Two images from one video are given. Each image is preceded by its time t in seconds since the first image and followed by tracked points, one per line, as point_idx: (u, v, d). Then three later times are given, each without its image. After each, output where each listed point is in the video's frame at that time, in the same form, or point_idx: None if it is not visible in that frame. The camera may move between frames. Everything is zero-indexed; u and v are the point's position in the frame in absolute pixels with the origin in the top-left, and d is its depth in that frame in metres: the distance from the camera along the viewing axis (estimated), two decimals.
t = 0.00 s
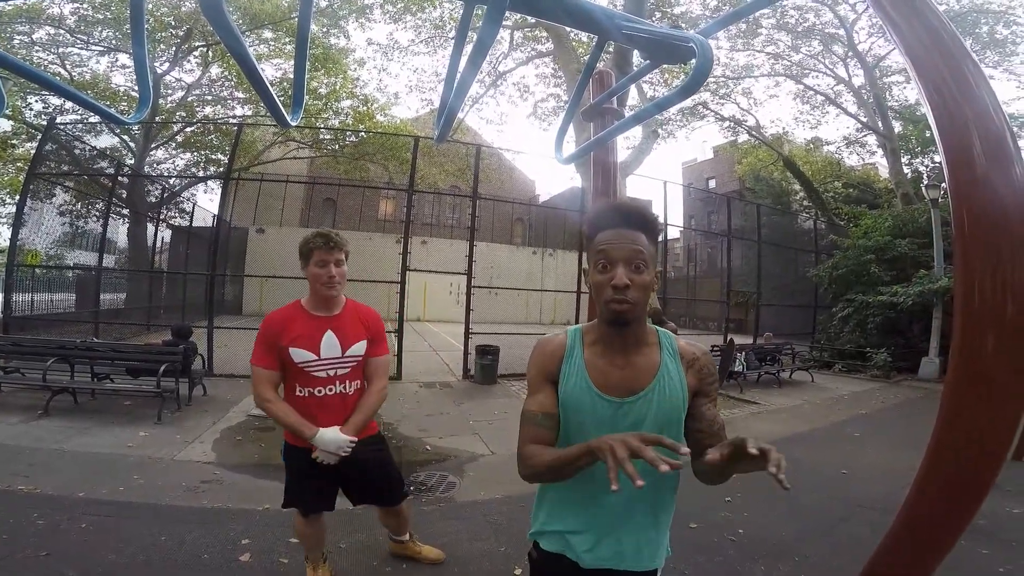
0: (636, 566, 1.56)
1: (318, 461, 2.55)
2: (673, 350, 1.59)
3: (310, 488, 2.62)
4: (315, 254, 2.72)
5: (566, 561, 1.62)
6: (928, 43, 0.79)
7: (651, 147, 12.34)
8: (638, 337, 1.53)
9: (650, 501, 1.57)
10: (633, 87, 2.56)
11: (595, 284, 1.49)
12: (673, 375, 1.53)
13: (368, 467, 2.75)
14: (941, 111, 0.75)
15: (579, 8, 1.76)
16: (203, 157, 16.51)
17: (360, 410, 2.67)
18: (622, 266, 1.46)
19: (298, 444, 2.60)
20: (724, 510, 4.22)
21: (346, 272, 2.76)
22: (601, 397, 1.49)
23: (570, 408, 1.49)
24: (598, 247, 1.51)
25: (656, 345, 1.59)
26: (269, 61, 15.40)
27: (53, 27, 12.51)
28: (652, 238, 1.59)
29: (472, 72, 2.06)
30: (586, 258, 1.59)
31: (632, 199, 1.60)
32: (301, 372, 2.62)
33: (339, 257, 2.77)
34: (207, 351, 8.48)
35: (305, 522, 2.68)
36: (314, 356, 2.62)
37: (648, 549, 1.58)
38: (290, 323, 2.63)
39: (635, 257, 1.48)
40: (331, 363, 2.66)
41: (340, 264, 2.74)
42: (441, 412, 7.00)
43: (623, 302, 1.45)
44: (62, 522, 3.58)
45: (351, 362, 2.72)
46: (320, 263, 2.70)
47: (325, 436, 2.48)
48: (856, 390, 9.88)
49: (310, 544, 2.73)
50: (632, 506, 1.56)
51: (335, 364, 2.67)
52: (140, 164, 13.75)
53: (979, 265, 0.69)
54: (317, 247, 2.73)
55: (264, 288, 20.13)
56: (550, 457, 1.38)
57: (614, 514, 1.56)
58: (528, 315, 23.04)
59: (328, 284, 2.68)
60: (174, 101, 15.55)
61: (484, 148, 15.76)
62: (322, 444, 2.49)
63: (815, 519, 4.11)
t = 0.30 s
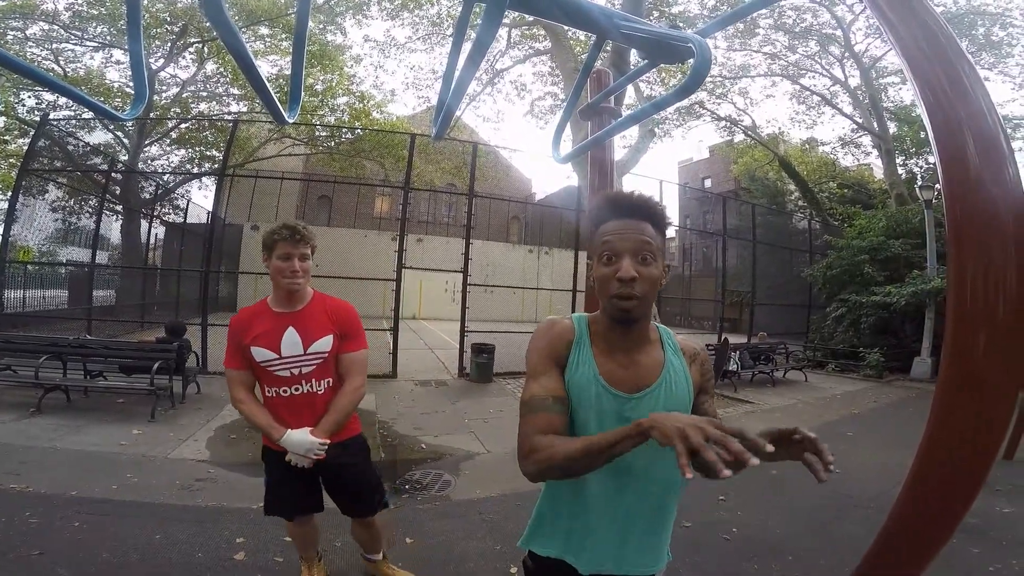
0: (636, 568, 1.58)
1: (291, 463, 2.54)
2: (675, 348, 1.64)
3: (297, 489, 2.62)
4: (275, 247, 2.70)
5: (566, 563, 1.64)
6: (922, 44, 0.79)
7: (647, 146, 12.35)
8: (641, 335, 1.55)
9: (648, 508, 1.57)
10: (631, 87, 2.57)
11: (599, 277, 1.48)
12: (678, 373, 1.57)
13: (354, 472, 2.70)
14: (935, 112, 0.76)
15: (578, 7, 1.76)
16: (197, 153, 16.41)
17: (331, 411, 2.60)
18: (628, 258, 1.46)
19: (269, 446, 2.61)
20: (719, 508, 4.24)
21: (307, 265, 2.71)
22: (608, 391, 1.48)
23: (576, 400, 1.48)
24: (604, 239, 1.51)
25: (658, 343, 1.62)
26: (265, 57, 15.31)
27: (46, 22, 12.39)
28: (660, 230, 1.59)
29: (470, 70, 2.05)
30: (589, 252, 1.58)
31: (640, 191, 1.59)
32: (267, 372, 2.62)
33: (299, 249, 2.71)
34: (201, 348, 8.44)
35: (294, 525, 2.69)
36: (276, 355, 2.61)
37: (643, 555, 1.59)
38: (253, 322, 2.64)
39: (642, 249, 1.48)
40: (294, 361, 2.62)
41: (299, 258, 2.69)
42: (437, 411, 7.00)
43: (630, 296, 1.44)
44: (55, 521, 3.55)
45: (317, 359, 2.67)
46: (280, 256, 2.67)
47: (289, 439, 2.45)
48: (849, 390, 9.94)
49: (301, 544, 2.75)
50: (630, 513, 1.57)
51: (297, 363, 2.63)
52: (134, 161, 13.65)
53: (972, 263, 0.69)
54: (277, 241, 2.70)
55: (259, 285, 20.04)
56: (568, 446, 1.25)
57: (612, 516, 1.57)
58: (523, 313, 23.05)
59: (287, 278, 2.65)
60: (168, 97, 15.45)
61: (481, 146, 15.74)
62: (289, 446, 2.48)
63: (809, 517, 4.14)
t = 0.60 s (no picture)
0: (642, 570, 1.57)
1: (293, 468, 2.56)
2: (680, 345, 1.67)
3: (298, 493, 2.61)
4: (274, 247, 2.67)
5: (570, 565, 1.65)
6: (920, 43, 0.80)
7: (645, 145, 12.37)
8: (648, 334, 1.55)
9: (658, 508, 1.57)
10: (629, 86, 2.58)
11: (604, 275, 1.48)
12: (686, 370, 1.60)
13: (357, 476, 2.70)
14: (933, 111, 0.76)
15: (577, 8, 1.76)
16: (195, 154, 16.38)
17: (333, 415, 2.61)
18: (635, 256, 1.46)
19: (270, 451, 2.61)
20: (720, 507, 4.26)
21: (306, 265, 2.69)
22: (619, 389, 1.48)
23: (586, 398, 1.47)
24: (610, 236, 1.51)
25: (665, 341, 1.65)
26: (263, 58, 15.30)
27: (43, 24, 12.35)
28: (666, 225, 1.59)
29: (469, 71, 2.06)
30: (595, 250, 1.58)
31: (645, 185, 1.59)
32: (264, 375, 2.61)
33: (296, 248, 2.68)
34: (199, 350, 8.42)
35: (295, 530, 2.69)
36: (276, 358, 2.60)
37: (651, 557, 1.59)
38: (250, 323, 2.62)
39: (650, 246, 1.48)
40: (294, 364, 2.62)
41: (298, 258, 2.67)
42: (437, 411, 7.01)
43: (637, 294, 1.45)
44: (56, 523, 3.55)
45: (318, 361, 2.66)
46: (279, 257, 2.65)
47: (292, 444, 2.47)
48: (848, 388, 9.97)
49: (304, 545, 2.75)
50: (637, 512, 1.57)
51: (296, 366, 2.62)
52: (131, 162, 13.62)
53: (972, 262, 0.70)
54: (275, 240, 2.68)
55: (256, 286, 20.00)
56: (605, 431, 1.18)
57: (619, 517, 1.57)
58: (522, 313, 23.04)
59: (286, 278, 2.62)
60: (165, 98, 15.42)
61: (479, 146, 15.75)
62: (291, 450, 2.49)
63: (809, 515, 4.15)
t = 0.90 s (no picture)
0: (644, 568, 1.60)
1: (311, 469, 2.51)
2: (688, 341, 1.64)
3: (306, 498, 2.58)
4: (297, 244, 2.70)
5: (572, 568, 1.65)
6: (923, 37, 0.80)
7: (644, 142, 12.36)
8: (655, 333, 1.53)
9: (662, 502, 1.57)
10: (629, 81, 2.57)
11: (609, 269, 1.47)
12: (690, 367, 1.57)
13: (372, 480, 2.69)
14: (936, 108, 0.77)
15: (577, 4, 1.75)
16: (192, 153, 16.34)
17: (354, 415, 2.63)
18: (643, 249, 1.46)
19: (289, 452, 2.57)
20: (720, 504, 4.28)
21: (328, 264, 2.72)
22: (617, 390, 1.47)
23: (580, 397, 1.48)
24: (614, 232, 1.51)
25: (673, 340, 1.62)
26: (259, 56, 15.25)
27: (38, 23, 12.29)
28: (672, 220, 1.59)
29: (468, 68, 2.05)
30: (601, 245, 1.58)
31: (650, 178, 1.58)
32: (286, 373, 2.58)
33: (319, 245, 2.73)
34: (198, 349, 8.41)
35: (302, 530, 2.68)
36: (297, 356, 2.58)
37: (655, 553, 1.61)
38: (271, 320, 2.59)
39: (656, 240, 1.48)
40: (317, 363, 2.61)
41: (321, 255, 2.70)
42: (437, 408, 7.01)
43: (643, 289, 1.44)
44: (56, 523, 3.55)
45: (340, 361, 2.67)
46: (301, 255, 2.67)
47: (314, 444, 2.44)
48: (846, 384, 10.00)
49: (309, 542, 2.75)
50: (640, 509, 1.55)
51: (319, 365, 2.62)
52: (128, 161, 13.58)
53: (976, 259, 0.70)
54: (298, 238, 2.72)
55: (255, 284, 19.98)
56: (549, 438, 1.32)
57: (619, 522, 1.56)
58: (521, 310, 23.05)
59: (309, 276, 2.64)
60: (161, 97, 15.36)
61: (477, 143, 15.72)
62: (313, 451, 2.45)
63: (809, 512, 4.16)
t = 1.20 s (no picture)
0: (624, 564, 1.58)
1: (340, 465, 2.50)
2: (670, 345, 1.59)
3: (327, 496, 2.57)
4: (325, 243, 2.68)
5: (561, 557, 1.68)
6: (928, 36, 0.80)
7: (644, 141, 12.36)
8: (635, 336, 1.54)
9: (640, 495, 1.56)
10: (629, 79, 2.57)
11: (598, 276, 1.48)
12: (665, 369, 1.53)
13: (396, 479, 2.67)
14: (942, 107, 0.77)
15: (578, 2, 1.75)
16: (192, 151, 16.34)
17: (384, 412, 2.61)
18: (627, 258, 1.47)
19: (318, 448, 2.57)
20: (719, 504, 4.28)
21: (357, 261, 2.71)
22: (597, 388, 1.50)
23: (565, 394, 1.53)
24: (600, 241, 1.52)
25: (651, 341, 1.59)
26: (259, 54, 15.25)
27: (38, 20, 12.27)
28: (655, 233, 1.61)
29: (468, 66, 2.05)
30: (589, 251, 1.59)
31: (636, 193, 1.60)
32: (318, 369, 2.58)
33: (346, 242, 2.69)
34: (197, 346, 8.41)
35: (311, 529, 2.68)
36: (329, 352, 2.58)
37: (638, 550, 1.60)
38: (304, 317, 2.59)
39: (640, 248, 1.49)
40: (348, 360, 2.60)
41: (349, 253, 2.68)
42: (435, 407, 7.02)
43: (627, 297, 1.45)
44: (52, 521, 3.54)
45: (370, 358, 2.66)
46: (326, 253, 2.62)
47: (345, 439, 2.43)
48: (845, 385, 10.02)
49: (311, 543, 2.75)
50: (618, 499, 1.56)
51: (350, 361, 2.61)
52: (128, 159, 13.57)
53: (980, 259, 0.69)
54: (324, 236, 2.69)
55: (254, 282, 19.98)
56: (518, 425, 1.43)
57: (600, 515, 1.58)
58: (521, 309, 23.06)
59: (339, 275, 2.63)
60: (161, 95, 15.35)
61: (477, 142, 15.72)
62: (343, 447, 2.44)
63: (807, 513, 4.17)
